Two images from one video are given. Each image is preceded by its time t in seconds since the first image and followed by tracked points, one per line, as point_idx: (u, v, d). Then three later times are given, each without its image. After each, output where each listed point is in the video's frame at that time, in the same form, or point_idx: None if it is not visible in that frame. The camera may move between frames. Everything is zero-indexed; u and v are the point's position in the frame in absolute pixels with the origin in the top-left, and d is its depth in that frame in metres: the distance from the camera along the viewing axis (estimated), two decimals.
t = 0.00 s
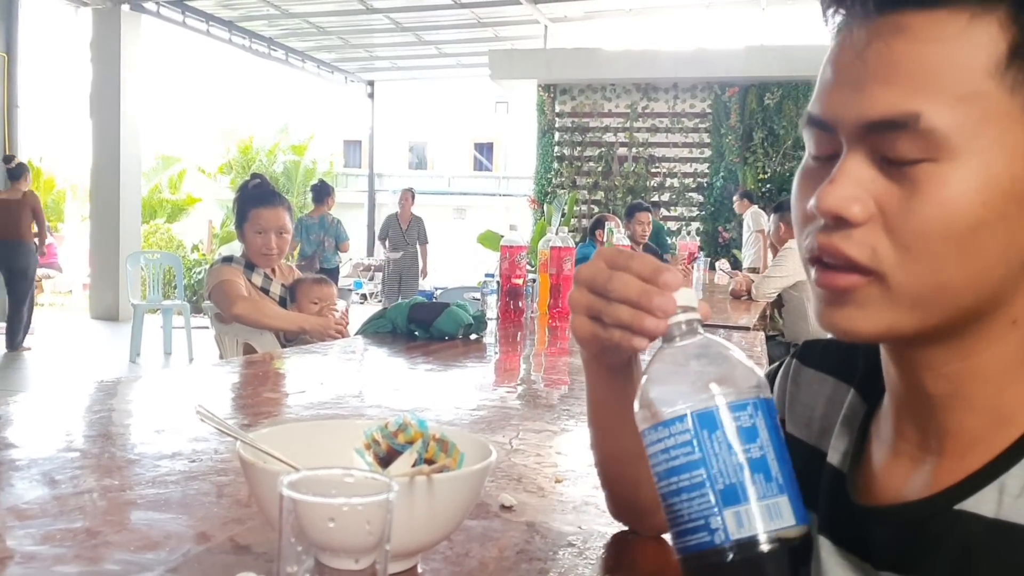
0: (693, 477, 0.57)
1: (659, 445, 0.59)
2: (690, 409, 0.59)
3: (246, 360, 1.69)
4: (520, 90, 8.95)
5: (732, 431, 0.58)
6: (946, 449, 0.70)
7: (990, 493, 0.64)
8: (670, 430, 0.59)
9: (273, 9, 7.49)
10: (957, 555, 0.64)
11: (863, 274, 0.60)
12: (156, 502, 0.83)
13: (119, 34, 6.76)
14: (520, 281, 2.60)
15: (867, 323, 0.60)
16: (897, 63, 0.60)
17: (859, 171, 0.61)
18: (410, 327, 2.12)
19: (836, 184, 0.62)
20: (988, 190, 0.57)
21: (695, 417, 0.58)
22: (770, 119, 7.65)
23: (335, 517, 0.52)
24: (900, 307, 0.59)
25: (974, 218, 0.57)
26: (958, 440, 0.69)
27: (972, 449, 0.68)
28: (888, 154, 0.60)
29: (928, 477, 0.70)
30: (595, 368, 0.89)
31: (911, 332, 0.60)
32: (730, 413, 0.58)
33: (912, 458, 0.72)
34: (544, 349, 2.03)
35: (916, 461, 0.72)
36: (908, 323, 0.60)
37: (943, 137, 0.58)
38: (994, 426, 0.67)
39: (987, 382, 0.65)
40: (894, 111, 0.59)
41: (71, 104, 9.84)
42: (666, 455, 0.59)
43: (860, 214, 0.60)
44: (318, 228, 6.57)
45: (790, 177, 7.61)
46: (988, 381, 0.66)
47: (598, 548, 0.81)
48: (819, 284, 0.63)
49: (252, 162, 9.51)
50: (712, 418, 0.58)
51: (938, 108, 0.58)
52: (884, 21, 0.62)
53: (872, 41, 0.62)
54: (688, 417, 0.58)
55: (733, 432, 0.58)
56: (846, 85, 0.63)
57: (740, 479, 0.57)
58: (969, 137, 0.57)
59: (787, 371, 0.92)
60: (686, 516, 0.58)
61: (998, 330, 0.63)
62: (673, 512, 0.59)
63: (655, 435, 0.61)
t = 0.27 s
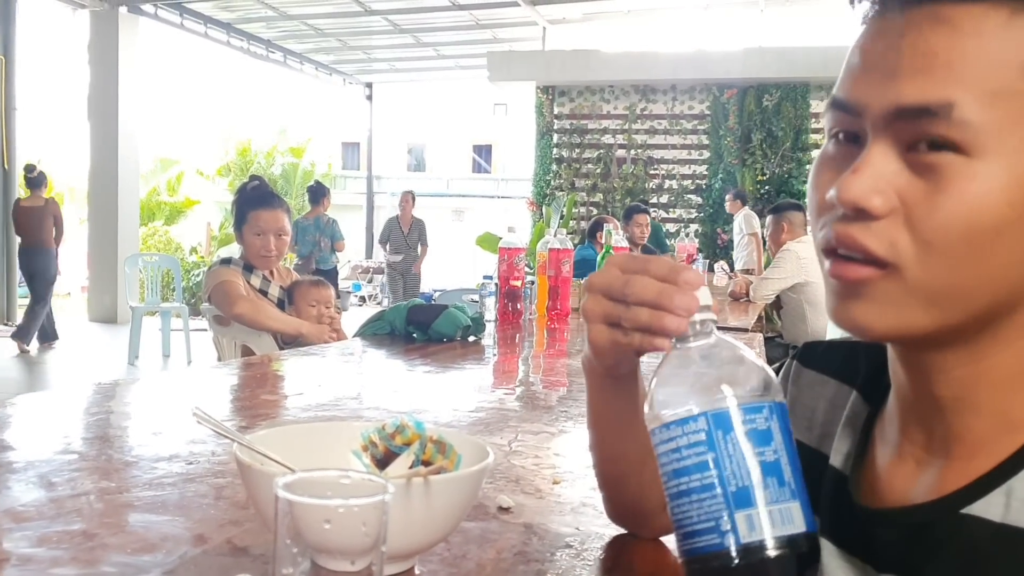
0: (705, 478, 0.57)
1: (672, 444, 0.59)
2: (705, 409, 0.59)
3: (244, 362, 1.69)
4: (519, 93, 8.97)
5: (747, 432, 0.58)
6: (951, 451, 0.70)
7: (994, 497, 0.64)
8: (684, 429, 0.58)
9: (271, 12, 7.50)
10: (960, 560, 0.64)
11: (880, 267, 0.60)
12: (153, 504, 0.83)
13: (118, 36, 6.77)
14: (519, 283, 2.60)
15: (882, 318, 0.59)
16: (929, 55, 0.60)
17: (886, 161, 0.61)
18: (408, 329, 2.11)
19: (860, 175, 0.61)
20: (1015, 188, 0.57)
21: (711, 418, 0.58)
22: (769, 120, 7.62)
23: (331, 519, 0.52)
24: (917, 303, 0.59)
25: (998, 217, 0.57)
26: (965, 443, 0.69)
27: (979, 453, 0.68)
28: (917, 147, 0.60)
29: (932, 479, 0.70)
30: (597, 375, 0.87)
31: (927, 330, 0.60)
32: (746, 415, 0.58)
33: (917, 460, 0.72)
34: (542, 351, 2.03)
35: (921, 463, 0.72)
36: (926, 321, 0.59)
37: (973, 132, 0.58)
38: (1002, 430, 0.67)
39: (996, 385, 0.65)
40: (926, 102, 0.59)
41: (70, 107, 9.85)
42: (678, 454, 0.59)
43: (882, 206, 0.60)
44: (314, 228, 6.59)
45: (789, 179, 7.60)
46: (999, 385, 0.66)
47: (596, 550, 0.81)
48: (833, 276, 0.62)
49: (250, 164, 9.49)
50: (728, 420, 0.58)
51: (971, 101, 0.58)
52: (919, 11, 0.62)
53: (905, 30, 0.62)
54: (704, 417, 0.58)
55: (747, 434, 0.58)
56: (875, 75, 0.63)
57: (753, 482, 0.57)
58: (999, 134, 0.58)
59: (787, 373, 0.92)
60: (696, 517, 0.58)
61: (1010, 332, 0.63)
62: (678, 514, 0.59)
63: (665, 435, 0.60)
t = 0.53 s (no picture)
0: (675, 444, 0.56)
1: (639, 414, 0.57)
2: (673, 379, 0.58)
3: (241, 362, 1.69)
4: (517, 93, 8.97)
5: (718, 402, 0.57)
6: (951, 451, 0.70)
7: (994, 496, 0.65)
8: (655, 397, 0.57)
9: (268, 12, 7.50)
10: (959, 560, 0.65)
11: (903, 270, 0.60)
12: (148, 505, 0.83)
13: (115, 37, 6.77)
14: (516, 283, 2.60)
15: (900, 321, 0.60)
16: (956, 58, 0.61)
17: (908, 162, 0.62)
18: (405, 329, 2.12)
19: (884, 175, 0.62)
20: None
21: (684, 387, 0.57)
22: (766, 120, 7.61)
23: (321, 520, 0.52)
24: (934, 306, 0.59)
25: (1018, 219, 0.58)
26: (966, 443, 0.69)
27: (978, 454, 0.69)
28: (943, 147, 0.60)
29: (933, 478, 0.71)
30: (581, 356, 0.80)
31: (944, 332, 0.60)
32: (715, 386, 0.58)
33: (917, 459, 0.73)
34: (539, 351, 2.03)
35: (918, 462, 0.73)
36: (943, 323, 0.60)
37: (997, 135, 0.59)
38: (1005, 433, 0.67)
39: (1001, 387, 0.66)
40: (951, 104, 0.60)
41: (67, 107, 9.83)
42: (645, 423, 0.57)
43: (905, 208, 0.60)
44: (316, 230, 6.58)
45: (786, 178, 7.60)
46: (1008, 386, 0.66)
47: (590, 551, 0.81)
48: (847, 277, 0.63)
49: (248, 164, 9.48)
50: (700, 388, 0.57)
51: (996, 104, 0.59)
52: (945, 11, 0.63)
53: (932, 28, 0.63)
54: (680, 386, 0.57)
55: (717, 405, 0.57)
56: (898, 75, 0.64)
57: (724, 451, 0.56)
58: None
59: (785, 372, 0.92)
60: (663, 486, 0.55)
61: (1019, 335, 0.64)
62: (638, 487, 0.57)
63: (629, 407, 0.58)
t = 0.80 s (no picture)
0: (651, 393, 0.56)
1: (614, 363, 0.58)
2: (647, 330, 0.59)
3: (240, 364, 1.69)
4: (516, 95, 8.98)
5: (694, 351, 0.59)
6: (947, 445, 0.71)
7: (984, 486, 0.66)
8: (631, 346, 0.57)
9: (267, 14, 7.52)
10: (951, 547, 0.66)
11: (901, 261, 0.60)
12: (147, 507, 0.83)
13: (114, 40, 6.77)
14: (515, 285, 2.60)
15: (899, 311, 0.60)
16: (951, 52, 0.61)
17: (903, 154, 0.62)
18: (404, 331, 2.12)
19: (880, 167, 0.62)
20: None
21: (662, 336, 0.57)
22: (765, 122, 7.62)
23: (320, 521, 0.52)
24: (932, 296, 0.60)
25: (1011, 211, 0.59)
26: (961, 435, 0.70)
27: (971, 445, 0.70)
28: (939, 138, 0.61)
29: (931, 471, 0.72)
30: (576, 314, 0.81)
31: (941, 323, 0.61)
32: (691, 334, 0.59)
33: (912, 455, 0.74)
34: (539, 352, 2.03)
35: (916, 458, 0.74)
36: (941, 313, 0.60)
37: (992, 127, 0.59)
38: (1000, 425, 0.68)
39: (995, 378, 0.66)
40: (946, 97, 0.60)
41: (66, 110, 9.83)
42: (620, 372, 0.57)
43: (901, 200, 0.60)
44: (328, 232, 6.59)
45: (785, 180, 7.61)
46: (1002, 378, 0.67)
47: (588, 552, 0.81)
48: (844, 269, 0.63)
49: (247, 166, 9.49)
50: (676, 337, 0.58)
51: (990, 97, 0.59)
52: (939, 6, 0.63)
53: (927, 22, 0.63)
54: (655, 335, 0.57)
55: (694, 354, 0.58)
56: (894, 69, 0.64)
57: (700, 401, 0.57)
58: (1018, 131, 0.59)
59: (783, 371, 0.92)
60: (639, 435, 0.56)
61: (1013, 327, 0.65)
62: (612, 435, 0.58)
63: (602, 356, 0.59)
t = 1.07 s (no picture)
0: (652, 371, 0.57)
1: (619, 340, 0.58)
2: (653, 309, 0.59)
3: (237, 365, 1.69)
4: (513, 96, 8.98)
5: (698, 336, 0.59)
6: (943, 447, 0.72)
7: (974, 488, 0.67)
8: (637, 325, 0.58)
9: (265, 15, 7.52)
10: (944, 548, 0.66)
11: (911, 265, 0.60)
12: (145, 507, 0.83)
13: (112, 41, 6.76)
14: (512, 286, 2.60)
15: (906, 315, 0.61)
16: (974, 59, 0.61)
17: (920, 158, 0.62)
18: (401, 332, 2.12)
19: (897, 170, 0.62)
20: None
21: (668, 316, 0.58)
22: (762, 123, 7.64)
23: (317, 521, 0.52)
24: (940, 301, 0.60)
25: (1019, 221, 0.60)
26: (960, 439, 0.70)
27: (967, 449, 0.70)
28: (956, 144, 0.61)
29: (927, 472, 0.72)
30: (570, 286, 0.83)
31: (945, 328, 0.61)
32: (697, 319, 0.59)
33: (909, 460, 0.75)
34: (536, 354, 2.04)
35: (913, 462, 0.74)
36: (947, 318, 0.60)
37: (1008, 136, 0.60)
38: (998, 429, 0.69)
39: (996, 383, 0.67)
40: (966, 104, 0.61)
41: (64, 111, 9.82)
42: (624, 349, 0.58)
43: (916, 204, 0.61)
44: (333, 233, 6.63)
45: (782, 181, 7.63)
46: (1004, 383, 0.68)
47: (584, 553, 0.81)
48: (854, 271, 0.63)
49: (245, 167, 9.49)
50: (681, 320, 0.58)
51: (1008, 108, 0.60)
52: (963, 12, 0.64)
53: (954, 27, 0.64)
54: (661, 316, 0.58)
55: (697, 338, 0.59)
56: (912, 73, 0.64)
57: (698, 384, 0.58)
58: None
59: (778, 372, 0.93)
60: (636, 411, 0.57)
61: (1016, 332, 0.65)
62: (608, 412, 0.58)
63: (607, 332, 0.59)
